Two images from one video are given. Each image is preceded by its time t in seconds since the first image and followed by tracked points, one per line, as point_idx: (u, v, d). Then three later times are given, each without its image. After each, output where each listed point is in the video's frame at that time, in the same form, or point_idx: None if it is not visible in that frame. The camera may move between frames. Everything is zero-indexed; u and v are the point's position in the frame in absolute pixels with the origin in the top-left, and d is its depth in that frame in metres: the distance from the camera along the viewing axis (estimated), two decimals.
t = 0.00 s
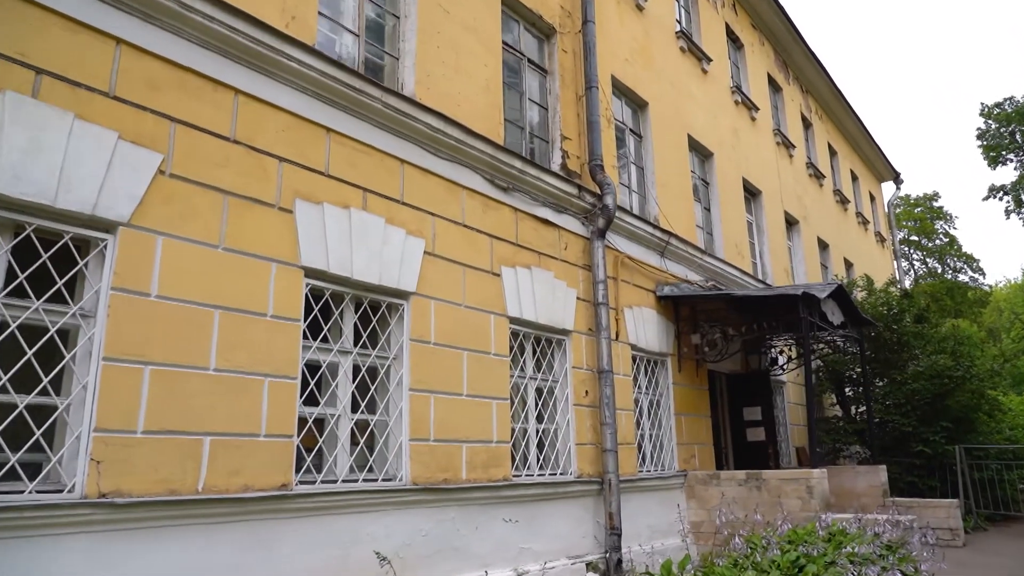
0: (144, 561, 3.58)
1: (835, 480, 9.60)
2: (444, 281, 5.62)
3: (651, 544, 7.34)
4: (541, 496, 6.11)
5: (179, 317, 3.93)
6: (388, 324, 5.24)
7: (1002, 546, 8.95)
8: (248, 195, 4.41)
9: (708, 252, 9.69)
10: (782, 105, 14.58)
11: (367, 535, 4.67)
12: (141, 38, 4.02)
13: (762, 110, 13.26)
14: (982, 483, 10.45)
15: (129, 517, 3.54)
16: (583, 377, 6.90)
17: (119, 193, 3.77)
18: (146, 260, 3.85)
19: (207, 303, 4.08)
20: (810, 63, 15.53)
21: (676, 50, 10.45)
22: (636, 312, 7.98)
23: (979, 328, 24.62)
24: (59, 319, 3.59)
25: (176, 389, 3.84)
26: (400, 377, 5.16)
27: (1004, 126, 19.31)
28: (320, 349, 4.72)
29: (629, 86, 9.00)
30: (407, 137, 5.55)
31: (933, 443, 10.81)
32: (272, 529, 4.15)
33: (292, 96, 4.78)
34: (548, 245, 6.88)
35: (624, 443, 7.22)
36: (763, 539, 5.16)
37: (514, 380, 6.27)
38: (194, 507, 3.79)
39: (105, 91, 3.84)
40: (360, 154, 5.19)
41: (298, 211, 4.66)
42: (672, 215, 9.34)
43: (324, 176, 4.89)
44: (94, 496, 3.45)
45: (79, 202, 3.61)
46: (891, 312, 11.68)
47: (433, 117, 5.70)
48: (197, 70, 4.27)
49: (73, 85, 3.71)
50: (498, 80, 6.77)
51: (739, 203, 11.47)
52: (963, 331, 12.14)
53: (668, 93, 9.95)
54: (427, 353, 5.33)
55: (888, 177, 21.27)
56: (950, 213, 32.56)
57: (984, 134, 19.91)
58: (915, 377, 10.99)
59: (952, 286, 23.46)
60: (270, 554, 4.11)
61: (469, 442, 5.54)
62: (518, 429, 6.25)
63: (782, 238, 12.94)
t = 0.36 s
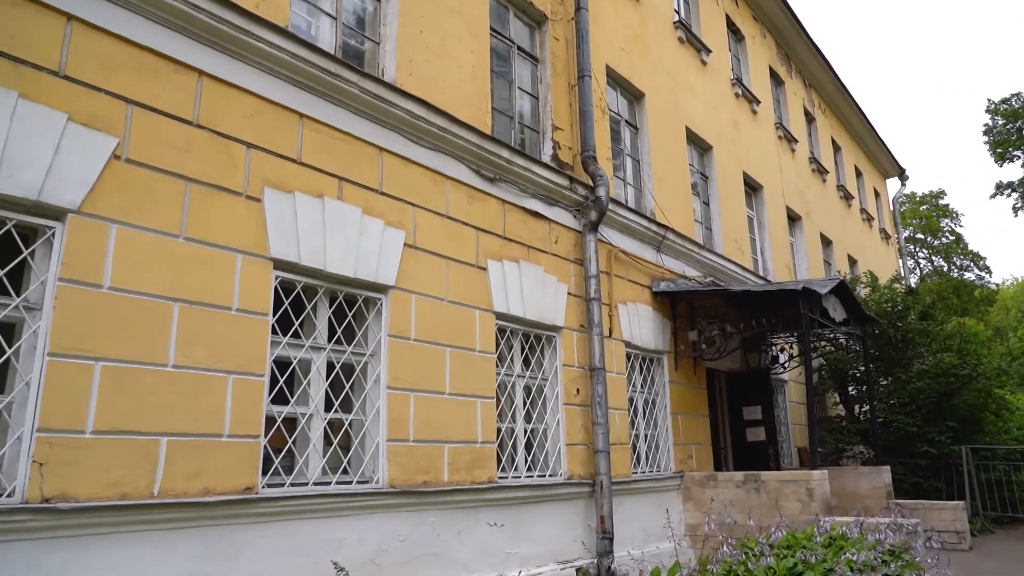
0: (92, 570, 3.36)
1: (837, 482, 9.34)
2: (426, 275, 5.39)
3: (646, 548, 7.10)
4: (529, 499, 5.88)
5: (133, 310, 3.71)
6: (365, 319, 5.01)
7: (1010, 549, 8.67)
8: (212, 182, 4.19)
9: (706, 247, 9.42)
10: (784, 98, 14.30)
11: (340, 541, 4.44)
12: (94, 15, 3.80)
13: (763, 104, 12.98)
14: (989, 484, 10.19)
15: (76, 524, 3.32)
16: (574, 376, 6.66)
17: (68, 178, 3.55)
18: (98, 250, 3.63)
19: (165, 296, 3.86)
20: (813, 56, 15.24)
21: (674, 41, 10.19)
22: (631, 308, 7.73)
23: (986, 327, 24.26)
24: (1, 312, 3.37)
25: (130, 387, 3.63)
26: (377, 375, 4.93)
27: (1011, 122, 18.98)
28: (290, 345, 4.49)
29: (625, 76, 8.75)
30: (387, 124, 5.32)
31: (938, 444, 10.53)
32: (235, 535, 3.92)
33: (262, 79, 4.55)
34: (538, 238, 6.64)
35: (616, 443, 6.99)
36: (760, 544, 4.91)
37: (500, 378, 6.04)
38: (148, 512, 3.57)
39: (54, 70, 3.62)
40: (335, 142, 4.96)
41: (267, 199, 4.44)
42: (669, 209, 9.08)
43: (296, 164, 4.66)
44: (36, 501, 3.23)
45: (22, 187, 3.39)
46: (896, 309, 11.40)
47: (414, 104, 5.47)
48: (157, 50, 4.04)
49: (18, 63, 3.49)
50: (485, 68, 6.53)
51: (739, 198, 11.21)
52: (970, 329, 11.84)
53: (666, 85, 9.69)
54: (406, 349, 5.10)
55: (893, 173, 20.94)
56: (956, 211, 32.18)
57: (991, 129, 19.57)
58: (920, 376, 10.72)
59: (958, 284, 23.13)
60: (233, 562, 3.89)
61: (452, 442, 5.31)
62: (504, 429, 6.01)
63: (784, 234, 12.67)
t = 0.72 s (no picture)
0: None
1: (836, 483, 9.11)
2: (403, 268, 5.16)
3: (637, 552, 6.86)
4: (513, 501, 5.64)
5: (79, 301, 3.48)
6: (337, 313, 4.78)
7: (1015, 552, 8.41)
8: (169, 167, 3.96)
9: (703, 241, 9.17)
10: (784, 92, 14.04)
11: (307, 547, 4.21)
12: None
13: (762, 97, 12.73)
14: (994, 484, 9.93)
15: (11, 529, 3.08)
16: (563, 373, 6.42)
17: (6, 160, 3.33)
18: (41, 237, 3.41)
19: (115, 287, 3.63)
20: (813, 49, 14.98)
21: (670, 31, 9.93)
22: (623, 304, 7.48)
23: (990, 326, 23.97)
24: None
25: (74, 383, 3.40)
26: (350, 371, 4.70)
27: (1014, 119, 18.70)
28: (254, 339, 4.26)
29: (617, 66, 8.50)
30: (361, 110, 5.08)
31: (941, 443, 10.26)
32: (190, 540, 3.69)
33: (225, 60, 4.31)
34: (524, 230, 6.41)
35: (606, 443, 6.75)
36: (753, 548, 4.68)
37: (483, 376, 5.80)
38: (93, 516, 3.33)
39: None
40: (305, 127, 4.73)
41: (229, 186, 4.20)
42: (664, 202, 8.83)
43: (262, 150, 4.43)
44: None
45: None
46: (897, 306, 11.13)
47: (391, 89, 5.23)
48: (108, 26, 3.80)
49: None
50: (469, 54, 6.29)
51: (737, 193, 10.96)
52: (974, 326, 11.57)
53: (661, 75, 9.44)
54: (381, 345, 4.87)
55: (896, 169, 20.65)
56: (960, 209, 31.84)
57: (995, 124, 19.27)
58: (922, 374, 10.45)
59: (962, 283, 22.86)
60: (189, 569, 3.65)
61: (430, 443, 5.08)
62: (488, 428, 5.78)
63: (783, 229, 12.41)
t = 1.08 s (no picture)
0: None
1: (835, 486, 8.84)
2: (375, 262, 4.94)
3: (626, 559, 6.61)
4: (493, 506, 5.40)
5: (15, 295, 3.26)
6: (304, 309, 4.55)
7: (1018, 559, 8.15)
8: (118, 153, 3.73)
9: (697, 238, 8.92)
10: (782, 88, 13.79)
11: (266, 556, 3.97)
12: None
13: (760, 93, 12.48)
14: (997, 489, 9.68)
15: None
16: (548, 372, 6.18)
17: None
18: None
19: (56, 279, 3.40)
20: (812, 45, 14.73)
21: (663, 24, 9.69)
22: (612, 302, 7.24)
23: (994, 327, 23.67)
24: None
25: (6, 381, 3.17)
26: (317, 370, 4.48)
27: (1017, 118, 18.44)
28: (212, 336, 4.03)
29: (608, 58, 8.26)
30: (332, 97, 4.85)
31: (943, 446, 9.99)
32: (136, 550, 3.45)
33: (182, 41, 4.08)
34: (507, 225, 6.17)
35: (593, 446, 6.50)
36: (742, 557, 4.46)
37: (463, 375, 5.56)
38: (25, 524, 3.10)
39: None
40: (270, 113, 4.49)
41: (185, 174, 3.97)
42: (656, 198, 8.58)
43: (222, 136, 4.19)
44: None
45: None
46: (897, 305, 10.85)
47: (364, 75, 5.00)
48: (51, 2, 3.57)
49: None
50: (449, 41, 6.06)
51: (734, 190, 10.71)
52: (977, 326, 11.29)
53: (654, 68, 9.20)
54: (351, 343, 4.64)
55: (897, 168, 20.37)
56: (962, 209, 31.55)
57: (997, 124, 19.01)
58: (923, 375, 10.18)
59: (964, 284, 22.59)
60: None
61: (404, 446, 4.85)
62: (467, 431, 5.53)
63: (781, 228, 12.16)
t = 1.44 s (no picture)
0: None
1: (833, 487, 8.57)
2: (347, 252, 4.70)
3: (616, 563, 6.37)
4: (474, 508, 5.16)
5: None
6: (269, 301, 4.32)
7: None
8: (63, 131, 3.50)
9: (692, 231, 8.67)
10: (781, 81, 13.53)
11: (224, 561, 3.73)
12: None
13: (758, 86, 12.23)
14: (1002, 490, 9.43)
15: None
16: (533, 368, 5.94)
17: None
18: None
19: None
20: (812, 39, 14.47)
21: (658, 13, 9.45)
22: (602, 296, 7.00)
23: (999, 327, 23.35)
24: None
25: None
26: (283, 364, 4.25)
27: (1019, 116, 18.17)
28: (166, 327, 3.80)
29: (599, 46, 8.02)
30: (301, 79, 4.62)
31: (946, 446, 9.70)
32: (77, 555, 3.22)
33: (135, 16, 3.85)
34: (490, 215, 5.93)
35: (580, 446, 6.26)
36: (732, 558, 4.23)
37: (442, 371, 5.33)
38: None
39: None
40: (233, 94, 4.26)
41: (137, 155, 3.74)
42: (650, 191, 8.34)
43: (179, 117, 3.96)
44: None
45: None
46: (899, 302, 10.57)
47: (335, 56, 4.76)
48: None
49: None
50: (430, 25, 5.82)
51: (731, 184, 10.46)
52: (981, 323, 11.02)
53: (648, 58, 8.95)
54: (320, 337, 4.41)
55: (899, 165, 20.09)
56: (965, 208, 31.24)
57: (1000, 121, 18.75)
58: (925, 373, 9.93)
59: (967, 283, 22.31)
60: None
61: (376, 445, 4.61)
62: (446, 429, 5.29)
63: (780, 223, 11.91)
